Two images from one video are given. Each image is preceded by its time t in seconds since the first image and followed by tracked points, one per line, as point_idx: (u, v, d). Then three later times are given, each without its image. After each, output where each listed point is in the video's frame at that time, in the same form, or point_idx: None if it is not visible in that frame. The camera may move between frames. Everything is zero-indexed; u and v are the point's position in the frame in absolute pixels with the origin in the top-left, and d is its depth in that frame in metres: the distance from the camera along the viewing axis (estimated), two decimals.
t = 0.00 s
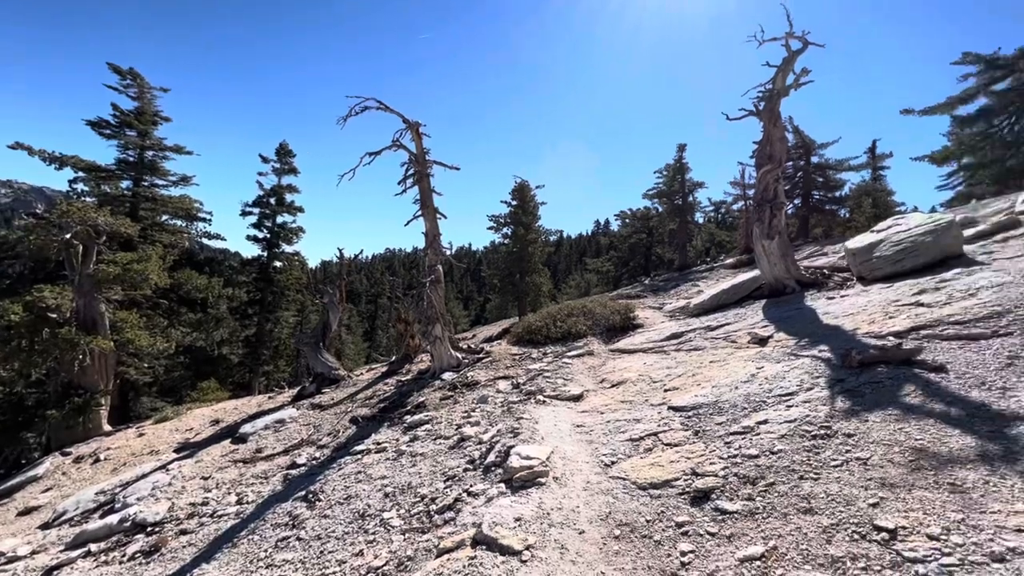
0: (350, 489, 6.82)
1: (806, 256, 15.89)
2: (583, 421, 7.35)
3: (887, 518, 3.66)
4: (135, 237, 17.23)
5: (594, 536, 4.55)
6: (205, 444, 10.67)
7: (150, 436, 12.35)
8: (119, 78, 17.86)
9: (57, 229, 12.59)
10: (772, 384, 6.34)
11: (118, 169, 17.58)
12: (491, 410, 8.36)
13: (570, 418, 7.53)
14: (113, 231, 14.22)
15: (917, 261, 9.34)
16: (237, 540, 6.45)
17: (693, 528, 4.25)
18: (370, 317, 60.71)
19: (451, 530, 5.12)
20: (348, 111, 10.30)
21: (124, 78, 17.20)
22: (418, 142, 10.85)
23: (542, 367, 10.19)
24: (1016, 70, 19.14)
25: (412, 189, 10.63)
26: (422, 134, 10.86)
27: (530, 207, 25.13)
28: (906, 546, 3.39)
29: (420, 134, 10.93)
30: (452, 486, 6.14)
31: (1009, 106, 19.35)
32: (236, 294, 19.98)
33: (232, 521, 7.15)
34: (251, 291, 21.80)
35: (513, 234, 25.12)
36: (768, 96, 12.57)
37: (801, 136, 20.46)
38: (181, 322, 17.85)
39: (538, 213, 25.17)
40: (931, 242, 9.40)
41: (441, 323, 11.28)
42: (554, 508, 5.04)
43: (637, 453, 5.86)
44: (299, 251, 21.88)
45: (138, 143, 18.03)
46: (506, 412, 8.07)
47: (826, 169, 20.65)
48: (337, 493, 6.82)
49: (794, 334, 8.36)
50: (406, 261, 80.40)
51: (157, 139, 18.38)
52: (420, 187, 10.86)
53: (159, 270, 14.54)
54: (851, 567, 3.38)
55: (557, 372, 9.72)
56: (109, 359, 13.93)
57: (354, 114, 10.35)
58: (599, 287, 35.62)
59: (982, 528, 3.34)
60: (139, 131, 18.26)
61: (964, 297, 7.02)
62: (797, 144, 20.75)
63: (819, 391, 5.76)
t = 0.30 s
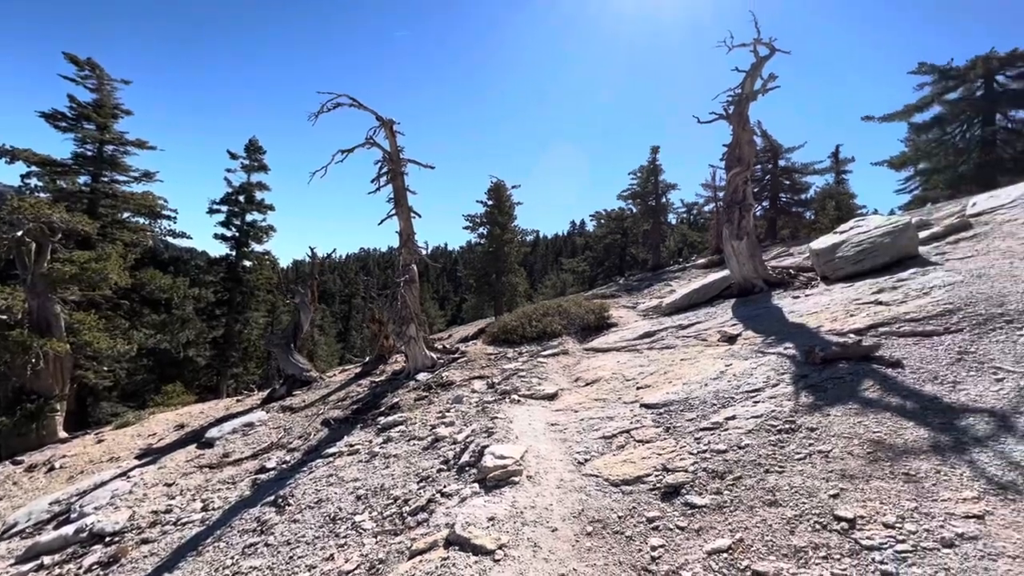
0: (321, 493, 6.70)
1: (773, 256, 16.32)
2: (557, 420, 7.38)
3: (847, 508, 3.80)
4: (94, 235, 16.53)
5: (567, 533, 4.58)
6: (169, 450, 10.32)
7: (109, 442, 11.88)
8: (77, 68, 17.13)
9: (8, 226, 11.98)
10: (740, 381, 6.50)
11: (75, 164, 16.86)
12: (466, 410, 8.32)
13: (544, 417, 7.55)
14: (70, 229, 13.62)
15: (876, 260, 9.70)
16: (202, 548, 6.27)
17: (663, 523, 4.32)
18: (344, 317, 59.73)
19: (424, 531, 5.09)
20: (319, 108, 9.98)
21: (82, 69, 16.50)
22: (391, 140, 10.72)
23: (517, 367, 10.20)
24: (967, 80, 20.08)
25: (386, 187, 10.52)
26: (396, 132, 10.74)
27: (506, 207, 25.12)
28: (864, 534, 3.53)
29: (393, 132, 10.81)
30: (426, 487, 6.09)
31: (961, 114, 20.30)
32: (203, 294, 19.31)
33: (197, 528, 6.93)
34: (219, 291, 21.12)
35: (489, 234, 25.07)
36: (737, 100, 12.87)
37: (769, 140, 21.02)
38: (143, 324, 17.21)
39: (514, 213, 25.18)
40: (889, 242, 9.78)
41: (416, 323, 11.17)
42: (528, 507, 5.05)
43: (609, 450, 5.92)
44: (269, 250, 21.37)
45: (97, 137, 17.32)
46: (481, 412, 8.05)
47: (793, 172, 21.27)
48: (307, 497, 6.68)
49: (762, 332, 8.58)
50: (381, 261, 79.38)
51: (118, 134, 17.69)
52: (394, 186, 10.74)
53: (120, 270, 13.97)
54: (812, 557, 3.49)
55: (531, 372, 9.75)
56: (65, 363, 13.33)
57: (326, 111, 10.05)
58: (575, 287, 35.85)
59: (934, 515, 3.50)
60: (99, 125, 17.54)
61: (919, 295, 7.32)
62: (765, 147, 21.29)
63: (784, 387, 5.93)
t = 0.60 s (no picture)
0: (292, 497, 6.56)
1: (744, 257, 16.70)
2: (532, 420, 7.40)
3: (810, 500, 3.92)
4: (51, 233, 15.85)
5: (540, 531, 4.60)
6: (132, 456, 9.97)
7: (68, 449, 11.40)
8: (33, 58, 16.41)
9: None
10: (711, 379, 6.63)
11: (31, 159, 16.14)
12: (441, 411, 8.27)
13: (520, 417, 7.55)
14: (25, 226, 13.01)
15: (840, 262, 10.04)
16: (166, 556, 6.08)
17: (635, 519, 4.38)
18: (318, 318, 58.66)
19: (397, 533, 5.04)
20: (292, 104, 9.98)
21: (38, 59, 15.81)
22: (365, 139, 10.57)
23: (493, 367, 10.19)
24: (925, 90, 20.97)
25: (360, 186, 10.40)
26: (371, 130, 10.60)
27: (483, 207, 25.07)
28: (825, 525, 3.65)
29: (368, 130, 10.67)
30: (400, 489, 6.03)
31: (920, 122, 21.16)
32: (169, 295, 18.67)
33: (161, 536, 6.72)
34: (186, 292, 20.41)
35: (466, 234, 24.97)
36: (709, 104, 13.13)
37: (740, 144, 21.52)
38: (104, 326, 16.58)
39: (491, 213, 25.15)
40: (852, 244, 10.13)
41: (391, 324, 11.04)
42: (502, 506, 5.05)
43: (584, 449, 5.97)
44: (240, 250, 20.82)
45: (54, 131, 16.60)
46: (456, 412, 8.01)
47: (763, 176, 21.82)
48: (277, 502, 6.55)
49: (732, 331, 8.79)
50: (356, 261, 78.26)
51: (77, 127, 17.01)
52: (369, 185, 10.61)
53: (79, 269, 13.42)
54: (777, 548, 3.59)
55: (508, 372, 9.75)
56: (19, 366, 12.74)
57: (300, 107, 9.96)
58: (552, 287, 36.00)
59: (889, 505, 3.65)
60: (56, 118, 16.84)
61: (879, 295, 7.61)
62: (736, 151, 21.79)
63: (752, 384, 6.08)
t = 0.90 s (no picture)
0: (262, 501, 6.43)
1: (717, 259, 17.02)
2: (508, 420, 7.40)
3: (775, 494, 4.03)
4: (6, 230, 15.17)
5: (514, 530, 4.62)
6: (94, 462, 9.61)
7: (24, 456, 10.92)
8: None
9: None
10: (684, 378, 6.74)
11: None
12: (417, 412, 8.21)
13: (495, 417, 7.55)
14: None
15: (807, 263, 10.34)
16: (129, 566, 5.89)
17: (608, 516, 4.44)
18: (292, 319, 57.50)
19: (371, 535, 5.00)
20: (264, 101, 9.83)
21: None
22: (339, 136, 10.43)
23: (470, 368, 10.17)
24: (887, 99, 21.76)
25: (335, 185, 10.29)
26: (346, 128, 10.48)
27: (461, 207, 24.97)
28: (788, 518, 3.77)
29: (343, 129, 10.54)
30: (373, 491, 5.96)
31: (883, 130, 21.96)
32: (135, 296, 17.91)
33: (124, 545, 6.50)
34: (153, 292, 19.56)
35: (444, 235, 24.82)
36: (683, 109, 13.38)
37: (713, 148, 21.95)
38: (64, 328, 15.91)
39: (469, 214, 25.06)
40: (819, 245, 10.45)
41: (366, 325, 10.89)
42: (476, 507, 5.05)
43: (559, 448, 6.01)
44: (209, 249, 20.26)
45: (10, 124, 15.89)
46: (432, 413, 7.96)
47: (735, 180, 22.30)
48: (247, 507, 6.40)
49: (704, 331, 8.96)
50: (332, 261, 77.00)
51: (35, 120, 16.33)
52: (344, 184, 10.47)
53: (36, 268, 12.85)
54: (743, 541, 3.69)
55: (484, 372, 9.74)
56: None
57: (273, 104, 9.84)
58: (530, 288, 36.07)
59: (849, 497, 3.78)
60: (13, 111, 16.13)
61: (843, 296, 7.86)
62: (709, 155, 22.21)
63: (722, 383, 6.21)
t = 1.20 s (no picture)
0: (229, 508, 6.27)
1: (689, 261, 17.34)
2: (483, 421, 7.38)
3: (740, 490, 4.14)
4: None
5: (486, 531, 4.62)
6: (50, 471, 9.20)
7: None
8: None
9: None
10: (656, 378, 6.85)
11: None
12: (391, 414, 8.12)
13: (470, 419, 7.53)
14: None
15: (775, 266, 10.64)
16: None
17: (580, 515, 4.48)
18: (264, 321, 56.16)
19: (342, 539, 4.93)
20: (234, 97, 9.66)
21: None
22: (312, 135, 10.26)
23: (445, 369, 10.11)
24: (851, 108, 22.56)
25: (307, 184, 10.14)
26: (319, 127, 10.31)
27: (437, 208, 24.82)
28: (752, 513, 3.87)
29: (317, 127, 10.37)
30: (345, 495, 5.87)
31: (846, 138, 22.75)
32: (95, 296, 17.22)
33: (82, 556, 6.25)
34: (115, 292, 18.82)
35: (420, 235, 24.62)
36: (656, 113, 13.61)
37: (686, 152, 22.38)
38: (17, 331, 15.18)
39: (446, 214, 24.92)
40: (784, 249, 10.77)
41: (340, 326, 10.72)
42: (449, 508, 5.03)
43: (533, 448, 6.04)
44: (176, 248, 19.63)
45: None
46: (406, 416, 7.89)
47: (707, 184, 22.78)
48: (213, 514, 6.23)
49: (676, 332, 9.13)
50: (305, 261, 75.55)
51: None
52: (317, 183, 10.30)
53: None
54: (709, 537, 3.78)
55: (459, 373, 9.70)
56: None
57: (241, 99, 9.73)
58: (507, 289, 36.07)
59: (809, 492, 3.91)
60: None
61: (808, 297, 8.12)
62: (682, 160, 22.63)
63: (692, 382, 6.34)
